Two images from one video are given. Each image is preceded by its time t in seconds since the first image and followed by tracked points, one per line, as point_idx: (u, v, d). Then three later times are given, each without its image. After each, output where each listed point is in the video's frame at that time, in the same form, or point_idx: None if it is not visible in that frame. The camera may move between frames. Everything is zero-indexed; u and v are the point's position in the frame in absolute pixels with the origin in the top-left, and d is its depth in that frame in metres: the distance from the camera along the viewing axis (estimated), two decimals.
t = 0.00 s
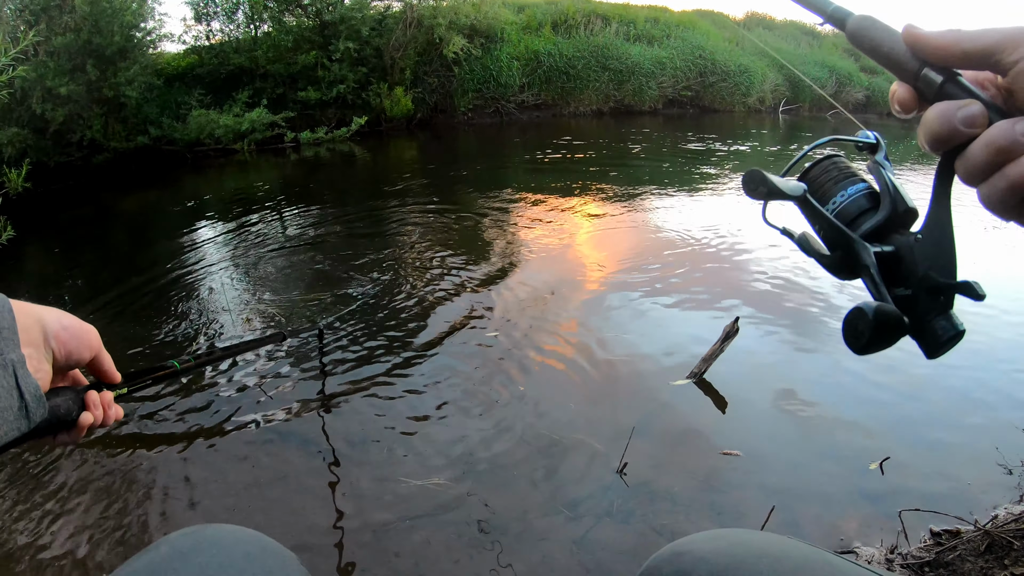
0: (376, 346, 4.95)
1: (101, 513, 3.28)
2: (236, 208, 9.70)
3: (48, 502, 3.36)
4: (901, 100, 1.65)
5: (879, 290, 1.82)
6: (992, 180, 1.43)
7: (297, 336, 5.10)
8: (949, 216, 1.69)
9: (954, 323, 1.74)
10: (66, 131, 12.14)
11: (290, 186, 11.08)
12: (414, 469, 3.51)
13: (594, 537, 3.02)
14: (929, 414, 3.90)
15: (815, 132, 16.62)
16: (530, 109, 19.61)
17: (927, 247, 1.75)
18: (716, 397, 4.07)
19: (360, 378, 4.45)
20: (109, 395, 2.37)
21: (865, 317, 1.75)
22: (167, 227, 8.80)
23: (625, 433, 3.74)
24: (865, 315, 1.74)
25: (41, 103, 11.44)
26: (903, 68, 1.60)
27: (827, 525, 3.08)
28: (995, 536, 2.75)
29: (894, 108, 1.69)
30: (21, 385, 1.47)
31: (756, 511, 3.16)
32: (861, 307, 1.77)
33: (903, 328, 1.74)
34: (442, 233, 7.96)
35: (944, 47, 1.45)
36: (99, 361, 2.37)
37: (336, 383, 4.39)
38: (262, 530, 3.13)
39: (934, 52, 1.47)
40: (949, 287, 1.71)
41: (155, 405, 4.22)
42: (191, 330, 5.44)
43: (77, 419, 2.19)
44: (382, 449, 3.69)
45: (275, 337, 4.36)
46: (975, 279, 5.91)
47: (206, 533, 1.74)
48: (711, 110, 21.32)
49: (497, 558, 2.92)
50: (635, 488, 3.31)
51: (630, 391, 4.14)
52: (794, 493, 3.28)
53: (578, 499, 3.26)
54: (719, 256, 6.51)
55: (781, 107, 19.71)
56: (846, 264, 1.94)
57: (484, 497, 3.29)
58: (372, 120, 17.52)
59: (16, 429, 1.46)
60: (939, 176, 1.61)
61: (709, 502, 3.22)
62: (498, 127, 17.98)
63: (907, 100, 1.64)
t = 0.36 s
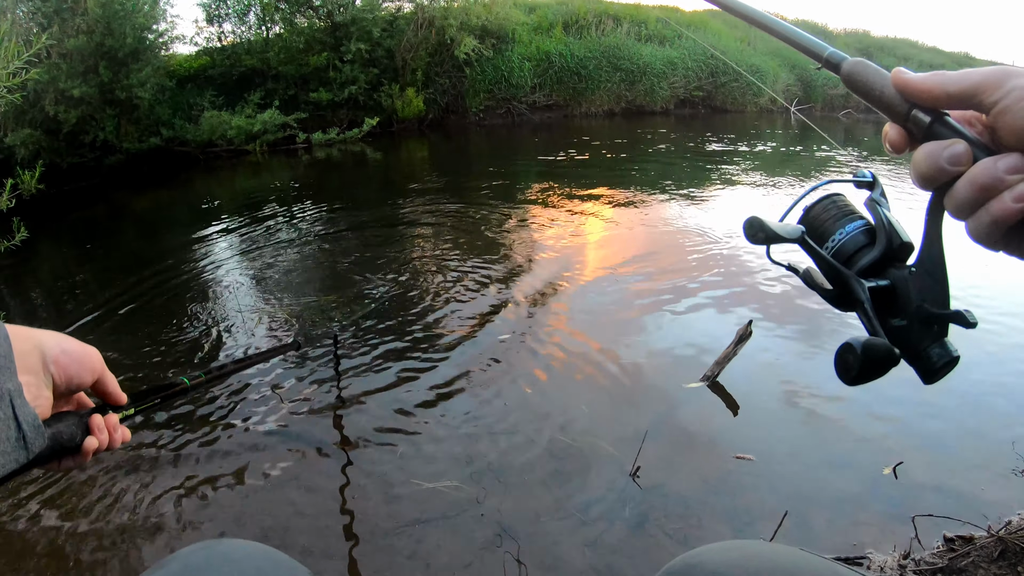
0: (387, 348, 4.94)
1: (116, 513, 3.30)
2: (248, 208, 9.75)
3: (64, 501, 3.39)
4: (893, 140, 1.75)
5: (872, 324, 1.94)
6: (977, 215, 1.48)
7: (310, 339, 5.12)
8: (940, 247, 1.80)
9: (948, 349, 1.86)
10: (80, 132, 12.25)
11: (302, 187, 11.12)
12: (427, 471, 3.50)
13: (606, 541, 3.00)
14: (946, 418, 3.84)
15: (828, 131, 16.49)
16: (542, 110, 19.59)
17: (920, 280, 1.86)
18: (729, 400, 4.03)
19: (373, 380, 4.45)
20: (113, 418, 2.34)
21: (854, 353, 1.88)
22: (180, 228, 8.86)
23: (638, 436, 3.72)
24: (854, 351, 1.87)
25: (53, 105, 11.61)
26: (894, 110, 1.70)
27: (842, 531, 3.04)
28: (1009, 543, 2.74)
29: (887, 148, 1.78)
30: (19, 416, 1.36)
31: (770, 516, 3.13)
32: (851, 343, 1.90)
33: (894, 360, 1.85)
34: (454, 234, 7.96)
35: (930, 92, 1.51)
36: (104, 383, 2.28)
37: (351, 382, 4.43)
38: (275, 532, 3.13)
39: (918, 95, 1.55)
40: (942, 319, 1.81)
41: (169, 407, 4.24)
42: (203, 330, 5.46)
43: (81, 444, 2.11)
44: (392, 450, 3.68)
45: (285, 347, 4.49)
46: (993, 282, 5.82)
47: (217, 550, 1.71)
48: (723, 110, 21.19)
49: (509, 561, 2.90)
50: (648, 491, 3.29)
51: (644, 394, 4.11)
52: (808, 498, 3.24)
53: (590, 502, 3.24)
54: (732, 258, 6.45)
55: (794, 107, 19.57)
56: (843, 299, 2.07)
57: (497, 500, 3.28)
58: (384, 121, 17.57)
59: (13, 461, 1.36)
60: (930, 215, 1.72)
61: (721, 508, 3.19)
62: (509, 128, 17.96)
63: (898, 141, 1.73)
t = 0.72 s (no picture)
0: (394, 354, 4.95)
1: (128, 514, 3.34)
2: (258, 213, 9.83)
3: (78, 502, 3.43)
4: (891, 137, 1.77)
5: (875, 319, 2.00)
6: (976, 208, 1.48)
7: (321, 344, 5.16)
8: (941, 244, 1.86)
9: (949, 342, 1.91)
10: (91, 137, 12.58)
11: (312, 193, 11.18)
12: (435, 475, 3.51)
13: (613, 547, 2.99)
14: (957, 425, 3.81)
15: (840, 138, 16.39)
16: (552, 116, 19.58)
17: (920, 277, 1.94)
18: (738, 406, 4.01)
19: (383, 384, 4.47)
20: (95, 479, 2.11)
21: (856, 349, 1.93)
22: (191, 232, 8.94)
23: (647, 441, 3.71)
24: (857, 346, 1.93)
25: (65, 109, 11.76)
26: (891, 106, 1.74)
27: (851, 538, 3.02)
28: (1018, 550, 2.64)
29: (886, 145, 1.80)
30: None
31: (778, 522, 3.11)
32: (854, 339, 1.95)
33: (895, 354, 1.90)
34: (464, 240, 7.98)
35: (926, 88, 1.52)
36: (86, 441, 2.13)
37: (360, 386, 4.46)
38: (284, 534, 3.15)
39: (916, 93, 1.57)
40: (943, 313, 1.89)
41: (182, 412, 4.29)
42: (212, 334, 5.52)
43: (61, 510, 1.91)
44: (400, 454, 3.69)
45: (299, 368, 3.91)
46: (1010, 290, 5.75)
47: (238, 548, 1.88)
48: (733, 117, 21.09)
49: (516, 566, 2.90)
50: (656, 498, 3.28)
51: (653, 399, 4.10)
52: (817, 505, 3.21)
53: (598, 507, 3.24)
54: (743, 265, 6.42)
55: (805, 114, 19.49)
56: (846, 295, 2.13)
57: (505, 504, 3.28)
58: (394, 127, 17.64)
59: None
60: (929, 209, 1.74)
61: (729, 514, 3.17)
62: (519, 134, 17.96)
63: (896, 137, 1.75)
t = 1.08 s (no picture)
0: (400, 351, 4.97)
1: (135, 505, 3.38)
2: (267, 211, 9.90)
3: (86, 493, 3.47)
4: (888, 93, 1.73)
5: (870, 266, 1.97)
6: (966, 161, 1.51)
7: (329, 341, 5.18)
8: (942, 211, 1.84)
9: (943, 291, 1.89)
10: (102, 132, 12.61)
11: (321, 191, 11.21)
12: (441, 471, 3.52)
13: (618, 546, 2.98)
14: (966, 429, 3.78)
15: (851, 142, 16.29)
16: (561, 117, 19.55)
17: (916, 226, 1.92)
18: (745, 408, 3.99)
19: (390, 382, 4.48)
20: (94, 493, 2.11)
21: (849, 290, 1.86)
22: (200, 229, 9.01)
23: (653, 442, 3.70)
24: (849, 287, 1.86)
25: (77, 105, 11.89)
26: (887, 64, 1.68)
27: (857, 541, 3.00)
28: None
29: (882, 100, 1.77)
30: None
31: (783, 524, 3.10)
32: (847, 280, 1.89)
33: (889, 298, 1.86)
34: (472, 239, 7.99)
35: (921, 45, 1.51)
36: (83, 455, 2.15)
37: (366, 382, 4.47)
38: (289, 528, 3.16)
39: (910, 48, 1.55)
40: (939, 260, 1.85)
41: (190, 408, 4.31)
42: (222, 329, 5.56)
43: (58, 527, 1.94)
44: (404, 451, 3.70)
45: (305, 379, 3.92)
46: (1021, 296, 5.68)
47: (248, 538, 1.89)
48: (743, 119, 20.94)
49: (520, 564, 2.90)
50: (662, 498, 3.27)
51: (660, 400, 4.09)
52: (824, 507, 3.20)
53: (602, 506, 3.23)
54: (752, 268, 6.38)
55: (815, 117, 19.41)
56: (843, 245, 2.11)
57: (510, 502, 3.27)
58: (404, 126, 17.70)
59: None
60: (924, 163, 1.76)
61: (734, 516, 3.16)
62: (529, 135, 17.95)
63: (893, 93, 1.72)
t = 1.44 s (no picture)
0: (404, 351, 4.96)
1: (137, 501, 3.39)
2: (274, 208, 9.94)
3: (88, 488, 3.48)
4: (883, 62, 1.70)
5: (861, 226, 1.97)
6: (957, 131, 1.47)
7: (334, 339, 5.20)
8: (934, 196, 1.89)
9: (934, 256, 1.90)
10: (110, 129, 12.80)
11: (327, 190, 11.23)
12: (442, 471, 3.51)
13: (619, 548, 2.97)
14: (972, 435, 3.76)
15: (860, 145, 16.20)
16: (568, 117, 19.53)
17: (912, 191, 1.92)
18: (749, 411, 3.96)
19: (394, 380, 4.49)
20: (101, 480, 2.11)
21: (838, 245, 1.85)
22: (207, 225, 9.05)
23: (656, 444, 3.68)
24: (839, 242, 1.84)
25: (84, 102, 11.98)
26: (881, 33, 1.64)
27: (860, 546, 2.98)
28: None
29: (877, 69, 1.73)
30: None
31: (785, 528, 3.08)
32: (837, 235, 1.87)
33: (879, 257, 1.86)
34: (478, 239, 8.00)
35: (916, 16, 1.43)
36: (93, 442, 2.13)
37: (370, 380, 4.48)
38: (290, 526, 3.16)
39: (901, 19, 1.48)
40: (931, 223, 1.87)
41: (195, 405, 4.32)
42: (227, 326, 5.58)
43: (63, 510, 1.94)
44: (406, 449, 3.70)
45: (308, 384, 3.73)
46: None
47: (250, 537, 1.89)
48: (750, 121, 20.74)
49: (521, 565, 2.89)
50: (664, 500, 3.25)
51: (663, 402, 4.07)
52: (827, 511, 3.18)
53: (603, 508, 3.22)
54: (758, 270, 6.36)
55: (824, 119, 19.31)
56: (837, 208, 2.09)
57: (511, 502, 3.27)
58: (411, 125, 17.73)
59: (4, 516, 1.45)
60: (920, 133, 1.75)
61: (735, 519, 3.14)
62: (536, 135, 17.95)
63: (889, 63, 1.68)
